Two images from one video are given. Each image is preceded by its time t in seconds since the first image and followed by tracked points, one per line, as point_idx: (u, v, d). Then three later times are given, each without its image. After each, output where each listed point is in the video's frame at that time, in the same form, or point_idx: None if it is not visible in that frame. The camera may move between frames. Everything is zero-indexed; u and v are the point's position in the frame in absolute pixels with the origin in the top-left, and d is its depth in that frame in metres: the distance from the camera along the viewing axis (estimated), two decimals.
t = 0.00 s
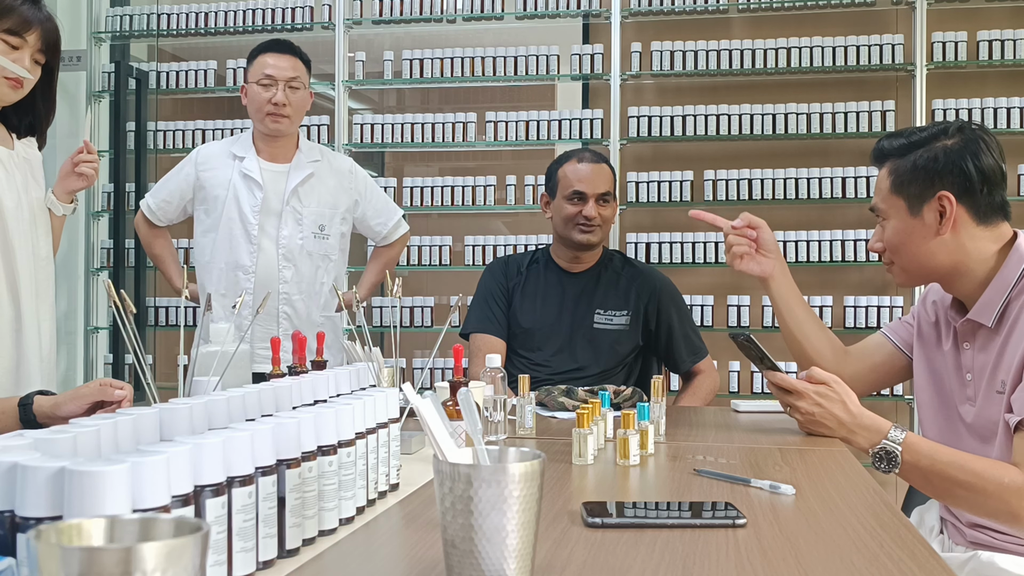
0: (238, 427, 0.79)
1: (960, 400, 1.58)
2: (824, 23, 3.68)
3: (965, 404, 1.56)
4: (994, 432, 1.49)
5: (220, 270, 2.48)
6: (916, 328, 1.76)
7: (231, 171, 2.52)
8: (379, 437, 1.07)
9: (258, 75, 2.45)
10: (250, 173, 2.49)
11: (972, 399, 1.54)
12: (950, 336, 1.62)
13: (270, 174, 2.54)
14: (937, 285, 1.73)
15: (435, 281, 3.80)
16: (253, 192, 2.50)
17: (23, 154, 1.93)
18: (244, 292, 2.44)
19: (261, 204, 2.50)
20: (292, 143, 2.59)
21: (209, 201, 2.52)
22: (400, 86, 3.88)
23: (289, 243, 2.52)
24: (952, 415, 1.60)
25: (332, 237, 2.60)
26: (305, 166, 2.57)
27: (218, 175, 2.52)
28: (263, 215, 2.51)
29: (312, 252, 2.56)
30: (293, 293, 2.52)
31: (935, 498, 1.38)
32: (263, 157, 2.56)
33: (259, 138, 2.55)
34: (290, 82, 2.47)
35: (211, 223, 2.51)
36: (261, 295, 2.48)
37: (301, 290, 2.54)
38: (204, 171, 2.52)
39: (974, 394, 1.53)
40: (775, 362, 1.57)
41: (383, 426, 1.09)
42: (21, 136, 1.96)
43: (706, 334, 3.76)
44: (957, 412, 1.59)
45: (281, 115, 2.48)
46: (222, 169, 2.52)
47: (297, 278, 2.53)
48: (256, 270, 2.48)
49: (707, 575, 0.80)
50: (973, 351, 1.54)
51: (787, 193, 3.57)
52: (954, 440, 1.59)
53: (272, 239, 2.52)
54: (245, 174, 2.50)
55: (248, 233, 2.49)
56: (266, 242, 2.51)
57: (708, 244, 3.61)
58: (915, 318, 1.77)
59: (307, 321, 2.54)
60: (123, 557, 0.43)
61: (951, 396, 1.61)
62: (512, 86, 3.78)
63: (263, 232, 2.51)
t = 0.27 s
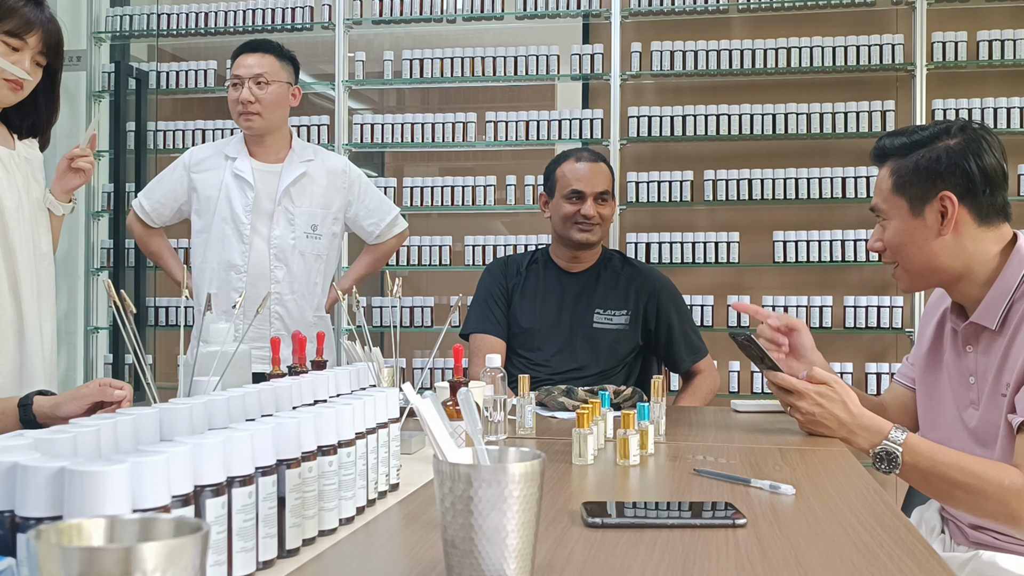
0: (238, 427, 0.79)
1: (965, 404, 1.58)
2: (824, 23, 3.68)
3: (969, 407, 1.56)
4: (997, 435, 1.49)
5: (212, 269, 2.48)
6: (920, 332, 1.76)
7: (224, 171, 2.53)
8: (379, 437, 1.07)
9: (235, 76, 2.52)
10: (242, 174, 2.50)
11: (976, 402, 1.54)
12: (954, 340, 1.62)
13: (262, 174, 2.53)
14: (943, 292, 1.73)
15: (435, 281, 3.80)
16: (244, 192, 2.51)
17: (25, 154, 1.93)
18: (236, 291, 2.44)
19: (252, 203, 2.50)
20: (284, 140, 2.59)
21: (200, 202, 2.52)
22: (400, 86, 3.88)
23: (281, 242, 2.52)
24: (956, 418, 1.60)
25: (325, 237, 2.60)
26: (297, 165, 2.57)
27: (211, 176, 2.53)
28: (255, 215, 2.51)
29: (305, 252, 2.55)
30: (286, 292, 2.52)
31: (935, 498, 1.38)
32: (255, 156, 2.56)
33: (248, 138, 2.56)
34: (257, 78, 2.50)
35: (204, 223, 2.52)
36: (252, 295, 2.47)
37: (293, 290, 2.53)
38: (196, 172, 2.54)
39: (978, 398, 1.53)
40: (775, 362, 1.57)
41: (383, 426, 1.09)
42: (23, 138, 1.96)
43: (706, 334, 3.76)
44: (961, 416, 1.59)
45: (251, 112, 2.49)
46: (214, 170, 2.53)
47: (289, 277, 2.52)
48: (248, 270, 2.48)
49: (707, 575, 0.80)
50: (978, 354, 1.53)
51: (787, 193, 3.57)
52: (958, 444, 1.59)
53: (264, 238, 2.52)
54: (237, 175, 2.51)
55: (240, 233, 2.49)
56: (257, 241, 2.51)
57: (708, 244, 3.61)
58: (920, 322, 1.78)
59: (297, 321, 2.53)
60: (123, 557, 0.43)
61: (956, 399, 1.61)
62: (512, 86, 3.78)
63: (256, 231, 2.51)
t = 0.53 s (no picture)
0: (237, 427, 0.79)
1: (971, 404, 1.57)
2: (824, 23, 3.68)
3: (975, 408, 1.56)
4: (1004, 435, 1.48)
5: (207, 270, 2.49)
6: (924, 334, 1.75)
7: (218, 172, 2.53)
8: (379, 437, 1.07)
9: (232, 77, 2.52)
10: (235, 174, 2.50)
11: (983, 403, 1.53)
12: (960, 340, 1.61)
13: (257, 174, 2.55)
14: (948, 292, 1.73)
15: (434, 281, 3.80)
16: (238, 191, 2.50)
17: (27, 154, 1.93)
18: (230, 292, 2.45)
19: (246, 203, 2.50)
20: (278, 141, 2.59)
21: (194, 203, 2.53)
22: (400, 86, 3.88)
23: (274, 242, 2.52)
24: (960, 419, 1.60)
25: (317, 236, 2.60)
26: (292, 165, 2.57)
27: (206, 178, 2.53)
28: (248, 214, 2.51)
29: (297, 252, 2.55)
30: (281, 292, 2.52)
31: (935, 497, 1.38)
32: (249, 158, 2.57)
33: (244, 141, 2.56)
34: (256, 80, 2.50)
35: (198, 224, 2.51)
36: (246, 296, 2.47)
37: (287, 289, 2.53)
38: (191, 173, 2.54)
39: (985, 398, 1.53)
40: (772, 362, 1.57)
41: (383, 426, 1.09)
42: (25, 138, 1.97)
43: (706, 334, 3.77)
44: (966, 417, 1.58)
45: (250, 112, 2.49)
46: (208, 172, 2.54)
47: (283, 277, 2.52)
48: (242, 270, 2.48)
49: (707, 575, 0.80)
50: (985, 354, 1.53)
51: (787, 194, 3.56)
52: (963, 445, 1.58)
53: (257, 237, 2.52)
54: (230, 176, 2.51)
55: (234, 233, 2.49)
56: (251, 241, 2.51)
57: (708, 244, 3.61)
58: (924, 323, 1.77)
59: (291, 321, 2.53)
60: (122, 557, 0.43)
61: (961, 400, 1.60)
62: (512, 86, 3.78)
63: (249, 231, 2.51)
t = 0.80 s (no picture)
0: (238, 428, 0.79)
1: (974, 404, 1.57)
2: (823, 23, 3.68)
3: (978, 408, 1.56)
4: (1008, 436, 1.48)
5: (209, 273, 2.48)
6: (927, 334, 1.76)
7: (218, 175, 2.52)
8: (378, 437, 1.07)
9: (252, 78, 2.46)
10: (236, 178, 2.49)
11: (987, 403, 1.54)
12: (963, 340, 1.61)
13: (257, 176, 2.54)
14: (953, 291, 1.73)
15: (435, 281, 3.80)
16: (239, 195, 2.50)
17: (27, 154, 1.93)
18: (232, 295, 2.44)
19: (247, 207, 2.50)
20: (278, 146, 2.59)
21: (194, 206, 2.52)
22: (400, 86, 3.88)
23: (275, 244, 2.52)
24: (963, 419, 1.60)
25: (317, 237, 2.60)
26: (292, 167, 2.57)
27: (206, 180, 2.52)
28: (250, 217, 2.51)
29: (298, 253, 2.55)
30: (283, 294, 2.52)
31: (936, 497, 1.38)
32: (248, 158, 2.56)
33: (246, 141, 2.55)
34: (284, 85, 2.49)
35: (199, 227, 2.51)
36: (247, 297, 2.47)
37: (289, 291, 2.53)
38: (191, 175, 2.53)
39: (989, 398, 1.53)
40: (772, 363, 1.56)
41: (382, 426, 1.09)
42: (25, 138, 1.96)
43: (706, 334, 3.77)
44: (969, 417, 1.58)
45: (275, 115, 2.49)
46: (207, 174, 2.53)
47: (284, 278, 2.52)
48: (244, 273, 2.48)
49: (707, 575, 0.80)
50: (989, 354, 1.53)
51: (788, 194, 3.56)
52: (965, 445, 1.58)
53: (259, 240, 2.52)
54: (231, 178, 2.50)
55: (236, 237, 2.49)
56: (253, 243, 2.51)
57: (708, 244, 3.61)
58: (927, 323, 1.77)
59: (293, 321, 2.53)
60: (122, 557, 0.43)
61: (964, 400, 1.60)
62: (513, 86, 3.78)
63: (250, 233, 2.51)
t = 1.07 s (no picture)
0: (238, 428, 0.79)
1: (976, 404, 1.57)
2: (823, 23, 3.68)
3: (981, 408, 1.56)
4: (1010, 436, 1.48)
5: (216, 274, 2.48)
6: (929, 334, 1.75)
7: (224, 177, 2.51)
8: (378, 437, 1.07)
9: (258, 80, 2.46)
10: (243, 180, 2.49)
11: (988, 403, 1.53)
12: (965, 340, 1.61)
13: (261, 179, 2.54)
14: (956, 290, 1.72)
15: (434, 281, 3.80)
16: (247, 198, 2.50)
17: (27, 155, 1.93)
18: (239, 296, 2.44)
19: (254, 210, 2.50)
20: (284, 147, 2.58)
21: (200, 208, 2.51)
22: (400, 86, 3.88)
23: (282, 246, 2.52)
24: (963, 418, 1.60)
25: (323, 238, 2.61)
26: (296, 169, 2.58)
27: (211, 181, 2.51)
28: (257, 219, 2.51)
29: (305, 255, 2.56)
30: (289, 295, 2.53)
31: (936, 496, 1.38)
32: (253, 161, 2.55)
33: (250, 143, 2.54)
34: (290, 87, 2.48)
35: (205, 229, 2.50)
36: (250, 296, 2.47)
37: (296, 292, 2.53)
38: (196, 175, 2.52)
39: (990, 398, 1.53)
40: (772, 363, 1.56)
41: (382, 426, 1.09)
42: (26, 138, 1.96)
43: (705, 334, 3.77)
44: (971, 417, 1.58)
45: (280, 117, 2.48)
46: (212, 176, 2.52)
47: (292, 279, 2.53)
48: (253, 274, 2.48)
49: (707, 575, 0.80)
50: (991, 354, 1.53)
51: (788, 194, 3.56)
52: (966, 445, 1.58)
53: (266, 242, 2.52)
54: (237, 181, 2.50)
55: (245, 239, 2.49)
56: (260, 245, 2.51)
57: (708, 244, 3.61)
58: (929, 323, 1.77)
59: (298, 320, 2.54)
60: (122, 557, 0.43)
61: (966, 399, 1.60)
62: (512, 85, 3.78)
63: (258, 235, 2.51)
